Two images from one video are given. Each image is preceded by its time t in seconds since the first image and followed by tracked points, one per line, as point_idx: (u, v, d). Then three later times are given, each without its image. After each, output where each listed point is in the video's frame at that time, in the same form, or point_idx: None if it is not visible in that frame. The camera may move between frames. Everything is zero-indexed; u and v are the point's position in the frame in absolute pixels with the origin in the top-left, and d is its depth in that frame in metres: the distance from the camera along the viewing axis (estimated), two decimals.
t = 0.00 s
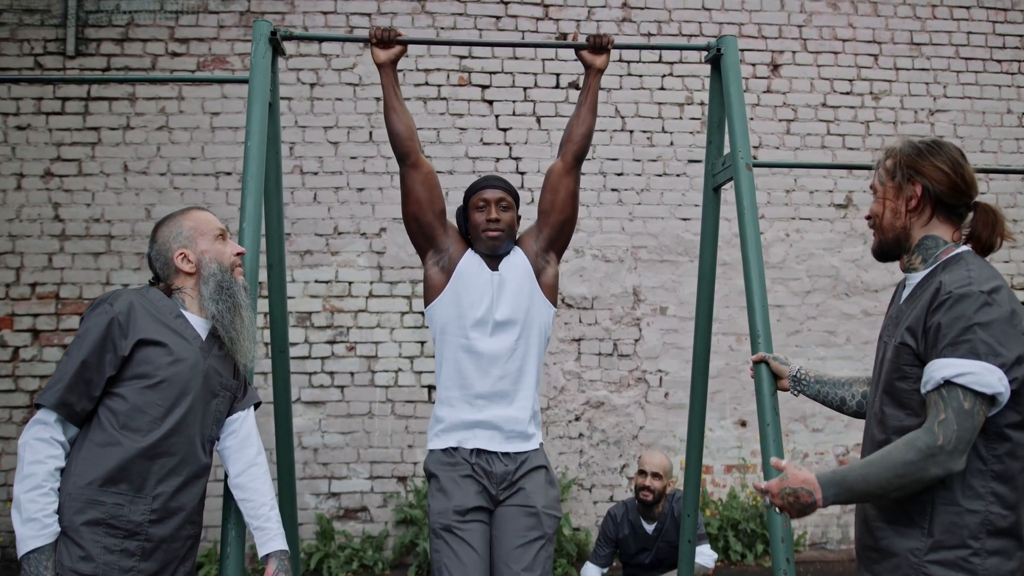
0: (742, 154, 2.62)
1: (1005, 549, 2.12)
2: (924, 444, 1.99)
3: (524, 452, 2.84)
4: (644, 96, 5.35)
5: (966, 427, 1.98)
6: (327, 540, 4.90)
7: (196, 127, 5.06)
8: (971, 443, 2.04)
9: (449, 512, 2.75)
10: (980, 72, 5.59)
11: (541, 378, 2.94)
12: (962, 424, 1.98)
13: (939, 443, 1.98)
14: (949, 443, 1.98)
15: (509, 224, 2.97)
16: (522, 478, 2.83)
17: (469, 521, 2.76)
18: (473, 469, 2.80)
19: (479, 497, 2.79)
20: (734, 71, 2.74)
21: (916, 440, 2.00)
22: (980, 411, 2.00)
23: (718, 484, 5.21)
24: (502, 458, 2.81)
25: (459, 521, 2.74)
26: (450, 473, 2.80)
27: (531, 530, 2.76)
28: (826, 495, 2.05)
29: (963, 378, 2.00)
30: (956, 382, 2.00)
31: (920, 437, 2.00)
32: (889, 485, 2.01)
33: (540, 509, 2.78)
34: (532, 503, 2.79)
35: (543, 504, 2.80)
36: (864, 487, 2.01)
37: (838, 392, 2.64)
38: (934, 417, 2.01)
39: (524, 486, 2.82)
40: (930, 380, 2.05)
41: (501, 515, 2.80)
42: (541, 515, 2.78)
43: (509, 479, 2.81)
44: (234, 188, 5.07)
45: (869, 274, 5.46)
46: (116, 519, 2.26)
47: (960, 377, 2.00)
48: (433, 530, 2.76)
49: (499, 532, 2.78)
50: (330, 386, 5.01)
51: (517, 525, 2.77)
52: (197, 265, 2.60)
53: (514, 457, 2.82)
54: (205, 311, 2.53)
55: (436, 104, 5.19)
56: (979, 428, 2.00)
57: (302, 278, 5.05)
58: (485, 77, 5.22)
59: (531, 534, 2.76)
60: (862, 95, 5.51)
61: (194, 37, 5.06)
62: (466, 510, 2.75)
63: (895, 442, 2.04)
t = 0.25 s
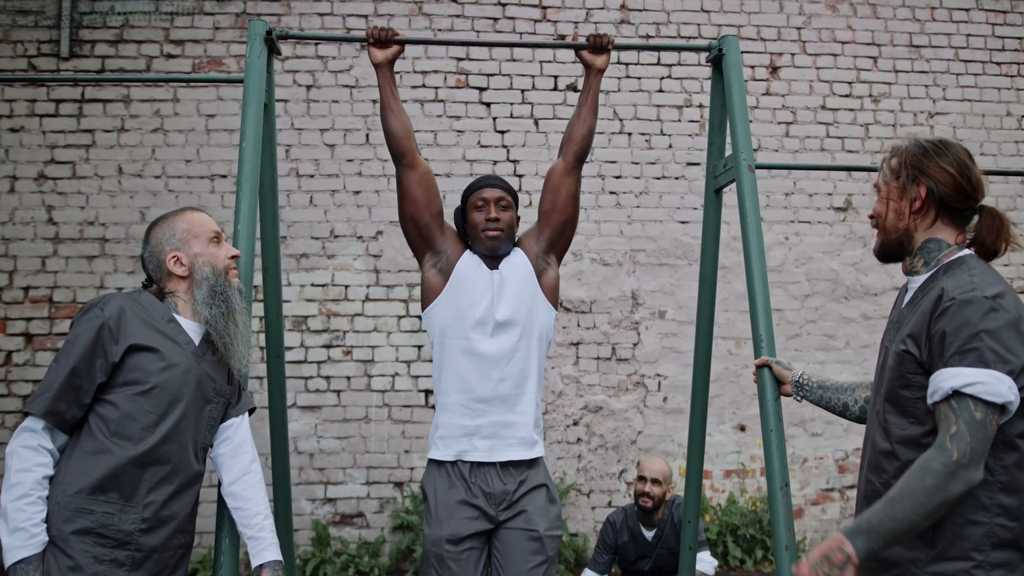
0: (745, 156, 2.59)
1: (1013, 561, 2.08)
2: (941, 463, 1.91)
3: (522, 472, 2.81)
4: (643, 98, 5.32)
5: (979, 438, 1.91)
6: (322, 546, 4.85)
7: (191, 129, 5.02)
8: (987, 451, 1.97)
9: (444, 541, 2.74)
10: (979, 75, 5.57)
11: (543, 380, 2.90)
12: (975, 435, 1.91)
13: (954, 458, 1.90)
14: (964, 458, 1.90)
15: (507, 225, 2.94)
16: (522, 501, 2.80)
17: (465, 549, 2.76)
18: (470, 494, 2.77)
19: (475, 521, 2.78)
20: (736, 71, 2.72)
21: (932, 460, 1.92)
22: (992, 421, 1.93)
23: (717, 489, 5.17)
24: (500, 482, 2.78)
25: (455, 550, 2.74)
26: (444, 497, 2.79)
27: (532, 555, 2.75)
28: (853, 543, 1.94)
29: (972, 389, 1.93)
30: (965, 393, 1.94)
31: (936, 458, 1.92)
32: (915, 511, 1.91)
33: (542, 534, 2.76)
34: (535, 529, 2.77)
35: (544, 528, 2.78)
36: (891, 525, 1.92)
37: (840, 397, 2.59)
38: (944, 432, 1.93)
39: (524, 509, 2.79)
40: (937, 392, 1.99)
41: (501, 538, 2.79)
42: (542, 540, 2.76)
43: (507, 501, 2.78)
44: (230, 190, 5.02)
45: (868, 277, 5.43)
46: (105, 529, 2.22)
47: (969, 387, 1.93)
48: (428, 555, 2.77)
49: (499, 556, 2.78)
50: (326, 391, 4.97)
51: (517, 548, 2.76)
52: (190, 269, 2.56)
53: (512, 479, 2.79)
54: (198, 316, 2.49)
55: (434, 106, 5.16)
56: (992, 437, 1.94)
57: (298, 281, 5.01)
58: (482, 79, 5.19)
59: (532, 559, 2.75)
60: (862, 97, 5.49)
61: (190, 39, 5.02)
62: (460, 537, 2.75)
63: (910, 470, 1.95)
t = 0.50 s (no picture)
0: (746, 158, 2.58)
1: (1014, 570, 2.05)
2: (954, 479, 1.85)
3: (519, 492, 2.78)
4: (641, 101, 5.30)
5: (987, 445, 1.87)
6: (317, 550, 4.81)
7: (186, 130, 4.98)
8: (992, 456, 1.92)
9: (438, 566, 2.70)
10: (978, 78, 5.56)
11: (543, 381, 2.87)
12: (982, 444, 1.87)
13: (966, 471, 1.86)
14: (976, 469, 1.86)
15: (506, 226, 2.91)
16: (519, 523, 2.76)
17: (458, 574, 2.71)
18: (465, 516, 2.73)
19: (471, 544, 2.73)
20: (736, 73, 2.70)
21: (945, 480, 1.86)
22: (997, 427, 1.88)
23: (715, 493, 5.15)
24: (496, 503, 2.74)
25: None
26: (439, 518, 2.75)
27: None
28: None
29: (976, 396, 1.88)
30: (968, 401, 1.89)
31: (949, 476, 1.86)
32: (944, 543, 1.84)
33: (540, 560, 2.71)
34: (535, 556, 2.71)
35: (543, 553, 2.73)
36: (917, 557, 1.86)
37: (841, 401, 2.52)
38: (951, 444, 1.89)
39: (521, 532, 2.75)
40: (939, 399, 1.94)
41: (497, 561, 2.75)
42: (541, 568, 2.70)
43: (504, 522, 2.74)
44: (225, 192, 4.99)
45: (866, 281, 5.41)
46: (95, 535, 2.19)
47: (972, 394, 1.88)
48: None
49: None
50: (321, 394, 4.93)
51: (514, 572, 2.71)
52: (182, 271, 2.53)
53: (508, 500, 2.75)
54: (190, 318, 2.46)
55: (431, 108, 5.13)
56: (998, 442, 1.89)
57: (293, 284, 4.97)
58: (480, 81, 5.16)
59: None
60: (860, 100, 5.47)
61: (185, 39, 4.98)
62: (454, 562, 2.69)
63: (927, 496, 1.89)
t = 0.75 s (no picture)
0: (748, 159, 2.56)
1: None
2: (957, 487, 1.85)
3: (518, 509, 2.74)
4: (639, 103, 5.27)
5: (987, 452, 1.86)
6: (313, 555, 4.77)
7: (182, 131, 4.95)
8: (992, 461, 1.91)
9: None
10: (977, 82, 5.54)
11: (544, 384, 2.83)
12: (981, 450, 1.85)
13: (967, 479, 1.85)
14: (976, 476, 1.85)
15: (506, 228, 2.89)
16: (517, 540, 2.74)
17: None
18: (463, 533, 2.71)
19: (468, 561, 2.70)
20: (739, 73, 2.67)
21: (948, 491, 1.86)
22: (996, 434, 1.87)
23: (713, 498, 5.12)
24: (495, 521, 2.72)
25: None
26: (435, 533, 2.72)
27: None
28: None
29: (974, 402, 1.86)
30: (967, 408, 1.87)
31: (952, 486, 1.86)
32: (958, 555, 1.83)
33: None
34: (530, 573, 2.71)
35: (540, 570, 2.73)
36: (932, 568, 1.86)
37: (842, 406, 2.48)
38: (950, 452, 1.87)
39: (519, 550, 2.73)
40: (937, 405, 1.92)
41: None
42: None
43: (502, 539, 2.73)
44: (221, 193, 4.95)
45: (865, 284, 5.39)
46: (86, 542, 2.16)
47: (971, 401, 1.86)
48: None
49: None
50: (318, 397, 4.89)
51: None
52: (177, 273, 2.49)
53: (507, 519, 2.72)
54: (184, 322, 2.43)
55: (428, 110, 5.10)
56: (997, 447, 1.88)
57: (289, 286, 4.93)
58: (478, 83, 5.13)
59: None
60: (860, 103, 5.45)
61: (181, 40, 4.95)
62: None
63: (932, 510, 1.89)
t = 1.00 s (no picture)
0: (751, 160, 2.53)
1: None
2: (953, 493, 1.82)
3: (520, 517, 2.72)
4: (640, 104, 5.25)
5: (986, 460, 1.83)
6: (311, 558, 4.74)
7: (179, 131, 4.92)
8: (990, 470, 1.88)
9: None
10: (978, 83, 5.52)
11: (546, 387, 2.81)
12: (980, 458, 1.82)
13: (965, 486, 1.82)
14: (973, 484, 1.82)
15: (507, 228, 2.86)
16: (518, 548, 2.71)
17: None
18: (465, 541, 2.67)
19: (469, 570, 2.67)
20: (743, 72, 2.64)
21: (943, 495, 1.83)
22: (997, 442, 1.84)
23: (713, 501, 5.09)
24: (496, 528, 2.69)
25: None
26: (437, 542, 2.68)
27: None
28: None
29: (976, 408, 1.83)
30: (967, 413, 1.84)
31: (947, 491, 1.83)
32: (946, 561, 1.81)
33: None
34: None
35: None
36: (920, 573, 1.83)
37: (844, 410, 2.42)
38: (948, 458, 1.84)
39: (521, 557, 2.70)
40: (938, 410, 1.89)
41: None
42: None
43: (503, 546, 2.70)
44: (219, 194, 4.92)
45: (866, 287, 5.37)
46: (79, 547, 2.13)
47: (972, 407, 1.83)
48: None
49: None
50: (316, 399, 4.86)
51: None
52: (173, 274, 2.46)
53: (509, 526, 2.70)
54: (179, 324, 2.40)
55: (427, 110, 5.07)
56: (997, 455, 1.85)
57: (287, 287, 4.90)
58: (477, 83, 5.10)
59: None
60: (861, 105, 5.43)
61: (179, 39, 4.92)
62: None
63: (925, 513, 1.86)
